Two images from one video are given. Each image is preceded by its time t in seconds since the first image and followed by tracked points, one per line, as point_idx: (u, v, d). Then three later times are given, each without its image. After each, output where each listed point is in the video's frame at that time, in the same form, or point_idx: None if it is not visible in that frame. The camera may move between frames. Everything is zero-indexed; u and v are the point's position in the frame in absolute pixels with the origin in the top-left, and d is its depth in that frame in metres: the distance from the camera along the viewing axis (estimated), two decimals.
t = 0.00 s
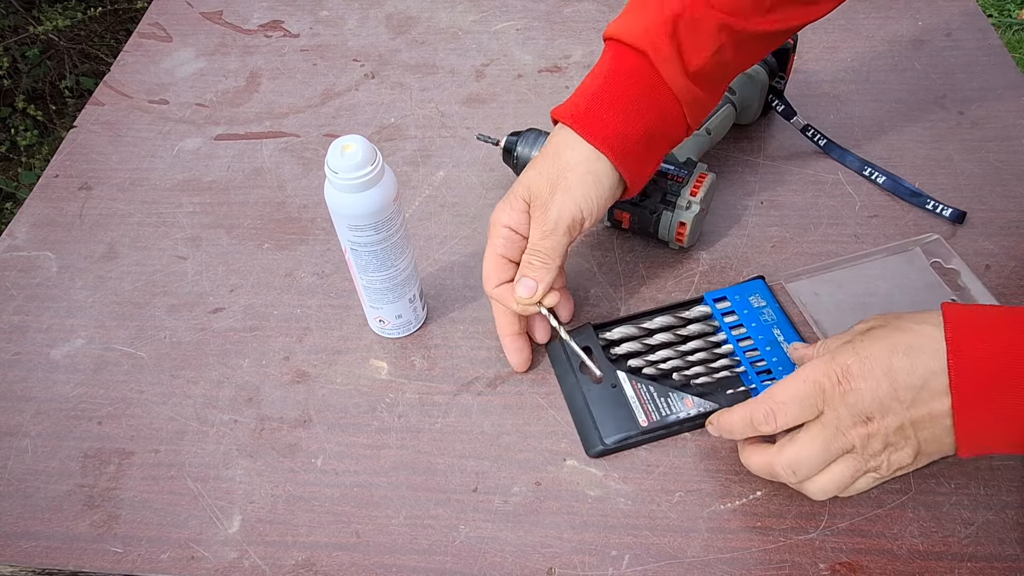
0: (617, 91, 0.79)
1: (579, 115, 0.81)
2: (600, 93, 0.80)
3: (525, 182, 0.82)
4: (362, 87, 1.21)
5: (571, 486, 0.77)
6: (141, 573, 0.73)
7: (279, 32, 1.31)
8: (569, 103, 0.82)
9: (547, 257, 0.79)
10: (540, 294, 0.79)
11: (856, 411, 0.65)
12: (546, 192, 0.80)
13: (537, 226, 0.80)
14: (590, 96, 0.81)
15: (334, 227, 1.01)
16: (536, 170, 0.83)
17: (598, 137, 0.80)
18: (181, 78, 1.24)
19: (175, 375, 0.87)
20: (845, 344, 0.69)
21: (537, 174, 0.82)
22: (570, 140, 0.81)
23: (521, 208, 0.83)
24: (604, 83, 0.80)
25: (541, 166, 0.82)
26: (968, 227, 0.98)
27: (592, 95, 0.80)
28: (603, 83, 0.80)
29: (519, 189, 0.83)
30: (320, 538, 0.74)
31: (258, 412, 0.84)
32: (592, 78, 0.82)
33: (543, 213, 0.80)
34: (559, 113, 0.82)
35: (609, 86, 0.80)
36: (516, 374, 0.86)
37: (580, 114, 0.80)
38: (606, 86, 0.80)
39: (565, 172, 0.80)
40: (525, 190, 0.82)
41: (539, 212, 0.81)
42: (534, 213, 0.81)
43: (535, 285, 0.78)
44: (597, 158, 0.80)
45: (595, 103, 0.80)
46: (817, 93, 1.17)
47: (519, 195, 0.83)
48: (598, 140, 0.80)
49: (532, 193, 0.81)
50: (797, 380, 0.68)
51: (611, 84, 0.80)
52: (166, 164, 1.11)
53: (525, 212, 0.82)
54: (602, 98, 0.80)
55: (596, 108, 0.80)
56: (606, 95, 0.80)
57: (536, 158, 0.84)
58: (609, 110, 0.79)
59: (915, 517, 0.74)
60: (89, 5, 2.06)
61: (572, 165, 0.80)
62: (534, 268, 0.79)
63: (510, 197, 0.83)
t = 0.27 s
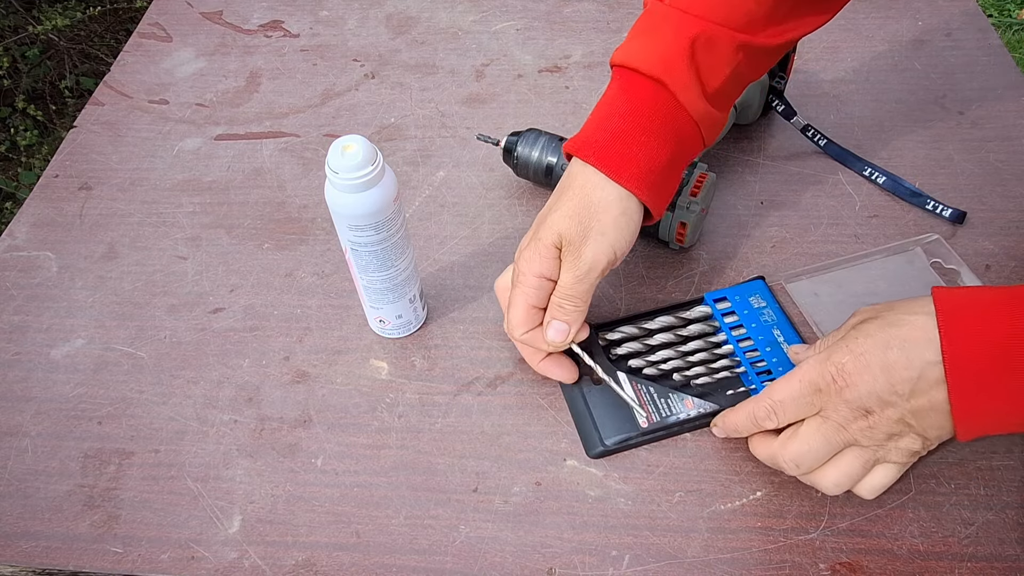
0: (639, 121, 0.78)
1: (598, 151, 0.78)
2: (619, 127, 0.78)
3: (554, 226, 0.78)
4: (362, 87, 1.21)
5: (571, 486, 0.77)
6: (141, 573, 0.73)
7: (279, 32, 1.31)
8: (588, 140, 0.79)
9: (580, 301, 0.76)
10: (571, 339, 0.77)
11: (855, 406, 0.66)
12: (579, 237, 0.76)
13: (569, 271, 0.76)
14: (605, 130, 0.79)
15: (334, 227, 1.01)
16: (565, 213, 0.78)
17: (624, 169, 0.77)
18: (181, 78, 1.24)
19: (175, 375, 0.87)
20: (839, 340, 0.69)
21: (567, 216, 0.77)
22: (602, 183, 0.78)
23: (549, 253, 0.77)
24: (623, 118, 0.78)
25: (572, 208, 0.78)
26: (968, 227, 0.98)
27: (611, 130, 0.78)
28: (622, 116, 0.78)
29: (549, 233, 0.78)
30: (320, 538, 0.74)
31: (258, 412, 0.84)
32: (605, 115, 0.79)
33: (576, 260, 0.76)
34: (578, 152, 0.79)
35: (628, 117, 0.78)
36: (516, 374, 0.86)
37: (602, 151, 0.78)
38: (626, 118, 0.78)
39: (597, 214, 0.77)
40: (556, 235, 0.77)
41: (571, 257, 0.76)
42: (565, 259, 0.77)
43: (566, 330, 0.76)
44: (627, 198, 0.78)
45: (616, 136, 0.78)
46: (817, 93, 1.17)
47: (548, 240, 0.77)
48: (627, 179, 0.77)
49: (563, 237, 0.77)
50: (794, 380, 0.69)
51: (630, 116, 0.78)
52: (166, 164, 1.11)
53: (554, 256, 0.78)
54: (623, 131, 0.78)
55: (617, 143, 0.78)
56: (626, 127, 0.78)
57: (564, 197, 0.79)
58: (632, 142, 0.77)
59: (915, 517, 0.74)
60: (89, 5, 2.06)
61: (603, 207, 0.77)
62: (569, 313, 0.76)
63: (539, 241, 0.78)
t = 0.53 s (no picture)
0: (723, 125, 0.74)
1: (680, 161, 0.73)
2: (698, 137, 0.74)
3: (642, 243, 0.73)
4: (362, 87, 1.21)
5: (571, 486, 0.77)
6: (141, 573, 0.73)
7: (279, 32, 1.31)
8: (669, 152, 0.74)
9: (672, 317, 0.75)
10: (667, 347, 0.77)
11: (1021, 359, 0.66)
12: (670, 254, 0.72)
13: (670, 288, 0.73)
14: (681, 141, 0.74)
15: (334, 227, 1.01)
16: (660, 228, 0.73)
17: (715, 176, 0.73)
18: (181, 78, 1.24)
19: (175, 375, 0.87)
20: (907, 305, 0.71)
21: (659, 233, 0.73)
22: (694, 194, 0.73)
23: (643, 269, 0.74)
24: (706, 126, 0.74)
25: (662, 218, 0.73)
26: (968, 227, 0.98)
27: (692, 139, 0.74)
28: (702, 124, 0.74)
29: (676, 244, 0.72)
30: (320, 539, 0.74)
31: (258, 412, 0.84)
32: (677, 130, 0.75)
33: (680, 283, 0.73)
34: (665, 165, 0.74)
35: (710, 123, 0.74)
36: (516, 374, 0.86)
37: (686, 160, 0.73)
38: (704, 125, 0.74)
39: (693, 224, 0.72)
40: (650, 251, 0.73)
41: (667, 275, 0.73)
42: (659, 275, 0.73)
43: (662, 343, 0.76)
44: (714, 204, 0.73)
45: (699, 145, 0.73)
46: (817, 93, 1.17)
47: (638, 254, 0.73)
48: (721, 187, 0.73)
49: (653, 254, 0.73)
50: (955, 340, 0.70)
51: (711, 123, 0.74)
52: (166, 164, 1.11)
53: (645, 270, 0.74)
54: (706, 139, 0.74)
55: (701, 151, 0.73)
56: (710, 134, 0.74)
57: (648, 208, 0.75)
58: (716, 149, 0.73)
59: (915, 517, 0.74)
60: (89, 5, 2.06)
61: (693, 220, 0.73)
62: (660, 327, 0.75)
63: (632, 258, 0.74)
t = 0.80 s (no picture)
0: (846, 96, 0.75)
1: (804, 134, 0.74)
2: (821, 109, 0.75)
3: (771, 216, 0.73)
4: (362, 87, 1.21)
5: (571, 486, 0.77)
6: (141, 573, 0.72)
7: (279, 31, 1.31)
8: (791, 139, 0.74)
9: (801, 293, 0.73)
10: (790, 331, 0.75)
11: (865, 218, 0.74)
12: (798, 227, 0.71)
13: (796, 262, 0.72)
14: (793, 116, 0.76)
15: (334, 227, 1.01)
16: (781, 204, 0.73)
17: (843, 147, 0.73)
18: (181, 78, 1.24)
19: (175, 375, 0.87)
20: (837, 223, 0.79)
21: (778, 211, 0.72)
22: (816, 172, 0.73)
23: (766, 249, 0.73)
24: (827, 104, 0.75)
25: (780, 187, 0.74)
26: (968, 227, 0.98)
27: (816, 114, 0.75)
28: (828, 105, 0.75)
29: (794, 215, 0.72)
30: (320, 539, 0.74)
31: (258, 412, 0.84)
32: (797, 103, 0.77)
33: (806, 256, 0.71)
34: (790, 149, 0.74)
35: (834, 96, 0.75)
36: (516, 374, 0.86)
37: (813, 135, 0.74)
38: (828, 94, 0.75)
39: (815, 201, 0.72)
40: (774, 231, 0.72)
41: (792, 251, 0.72)
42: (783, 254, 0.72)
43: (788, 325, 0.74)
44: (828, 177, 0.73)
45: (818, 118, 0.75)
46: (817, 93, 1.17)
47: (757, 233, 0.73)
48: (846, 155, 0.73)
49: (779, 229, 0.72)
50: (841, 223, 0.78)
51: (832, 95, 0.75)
52: (166, 164, 1.11)
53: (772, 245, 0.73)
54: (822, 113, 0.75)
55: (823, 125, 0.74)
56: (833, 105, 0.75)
57: (764, 192, 0.75)
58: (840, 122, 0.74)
59: (915, 517, 0.74)
60: (89, 5, 2.06)
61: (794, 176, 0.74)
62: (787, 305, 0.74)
63: (761, 240, 0.73)
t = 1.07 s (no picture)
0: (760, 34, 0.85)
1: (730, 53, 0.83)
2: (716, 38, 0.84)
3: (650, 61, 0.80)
4: (362, 87, 1.21)
5: (571, 486, 0.77)
6: (141, 573, 0.73)
7: (279, 31, 1.31)
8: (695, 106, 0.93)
9: (651, 120, 0.79)
10: (631, 146, 0.79)
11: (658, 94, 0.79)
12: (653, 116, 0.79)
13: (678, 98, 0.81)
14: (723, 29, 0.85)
15: (334, 227, 1.01)
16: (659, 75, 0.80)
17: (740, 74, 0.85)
18: (181, 78, 1.24)
19: (175, 375, 0.87)
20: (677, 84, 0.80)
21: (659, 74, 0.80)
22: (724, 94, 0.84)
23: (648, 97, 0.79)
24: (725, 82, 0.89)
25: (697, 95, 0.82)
26: (969, 227, 0.98)
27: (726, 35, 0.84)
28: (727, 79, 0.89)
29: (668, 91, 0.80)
30: (320, 539, 0.74)
31: (258, 412, 0.84)
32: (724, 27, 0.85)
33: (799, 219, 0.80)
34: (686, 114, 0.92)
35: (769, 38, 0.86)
36: (516, 374, 0.86)
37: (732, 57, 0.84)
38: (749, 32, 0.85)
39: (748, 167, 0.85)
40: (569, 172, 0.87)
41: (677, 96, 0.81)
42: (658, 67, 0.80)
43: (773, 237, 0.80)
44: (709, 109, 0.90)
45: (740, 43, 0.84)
46: (817, 93, 1.17)
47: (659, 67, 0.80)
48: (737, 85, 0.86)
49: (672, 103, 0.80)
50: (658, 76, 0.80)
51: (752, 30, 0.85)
52: (166, 164, 1.11)
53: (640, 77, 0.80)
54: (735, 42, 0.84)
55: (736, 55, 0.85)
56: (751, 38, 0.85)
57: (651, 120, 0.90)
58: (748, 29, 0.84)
59: (915, 517, 0.74)
60: (89, 5, 2.06)
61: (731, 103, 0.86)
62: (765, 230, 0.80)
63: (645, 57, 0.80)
